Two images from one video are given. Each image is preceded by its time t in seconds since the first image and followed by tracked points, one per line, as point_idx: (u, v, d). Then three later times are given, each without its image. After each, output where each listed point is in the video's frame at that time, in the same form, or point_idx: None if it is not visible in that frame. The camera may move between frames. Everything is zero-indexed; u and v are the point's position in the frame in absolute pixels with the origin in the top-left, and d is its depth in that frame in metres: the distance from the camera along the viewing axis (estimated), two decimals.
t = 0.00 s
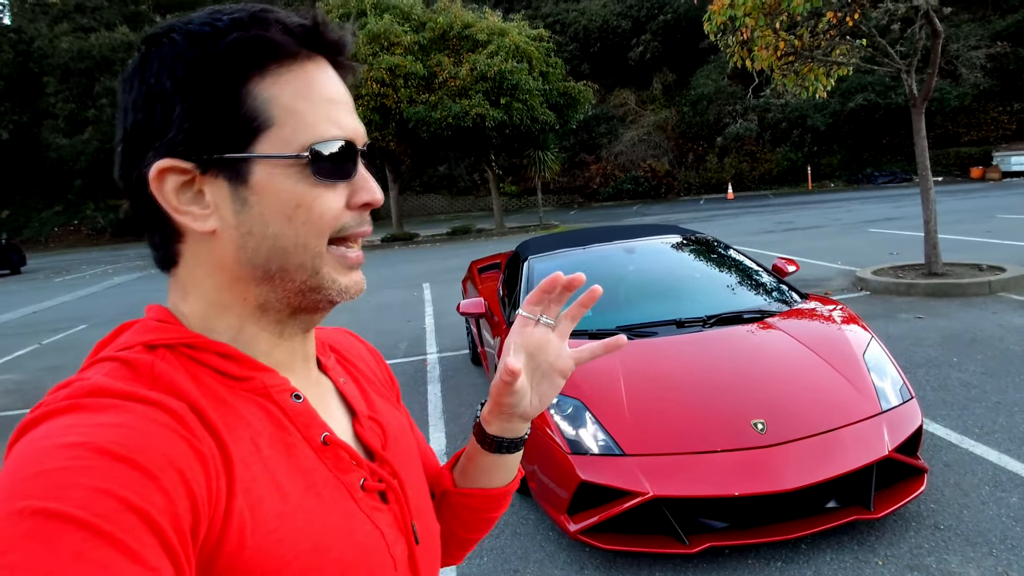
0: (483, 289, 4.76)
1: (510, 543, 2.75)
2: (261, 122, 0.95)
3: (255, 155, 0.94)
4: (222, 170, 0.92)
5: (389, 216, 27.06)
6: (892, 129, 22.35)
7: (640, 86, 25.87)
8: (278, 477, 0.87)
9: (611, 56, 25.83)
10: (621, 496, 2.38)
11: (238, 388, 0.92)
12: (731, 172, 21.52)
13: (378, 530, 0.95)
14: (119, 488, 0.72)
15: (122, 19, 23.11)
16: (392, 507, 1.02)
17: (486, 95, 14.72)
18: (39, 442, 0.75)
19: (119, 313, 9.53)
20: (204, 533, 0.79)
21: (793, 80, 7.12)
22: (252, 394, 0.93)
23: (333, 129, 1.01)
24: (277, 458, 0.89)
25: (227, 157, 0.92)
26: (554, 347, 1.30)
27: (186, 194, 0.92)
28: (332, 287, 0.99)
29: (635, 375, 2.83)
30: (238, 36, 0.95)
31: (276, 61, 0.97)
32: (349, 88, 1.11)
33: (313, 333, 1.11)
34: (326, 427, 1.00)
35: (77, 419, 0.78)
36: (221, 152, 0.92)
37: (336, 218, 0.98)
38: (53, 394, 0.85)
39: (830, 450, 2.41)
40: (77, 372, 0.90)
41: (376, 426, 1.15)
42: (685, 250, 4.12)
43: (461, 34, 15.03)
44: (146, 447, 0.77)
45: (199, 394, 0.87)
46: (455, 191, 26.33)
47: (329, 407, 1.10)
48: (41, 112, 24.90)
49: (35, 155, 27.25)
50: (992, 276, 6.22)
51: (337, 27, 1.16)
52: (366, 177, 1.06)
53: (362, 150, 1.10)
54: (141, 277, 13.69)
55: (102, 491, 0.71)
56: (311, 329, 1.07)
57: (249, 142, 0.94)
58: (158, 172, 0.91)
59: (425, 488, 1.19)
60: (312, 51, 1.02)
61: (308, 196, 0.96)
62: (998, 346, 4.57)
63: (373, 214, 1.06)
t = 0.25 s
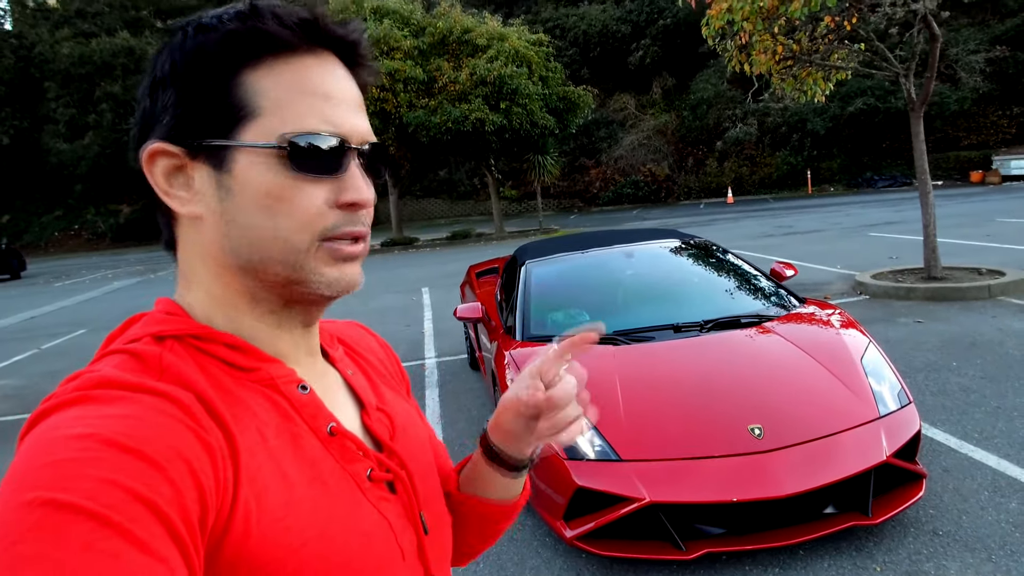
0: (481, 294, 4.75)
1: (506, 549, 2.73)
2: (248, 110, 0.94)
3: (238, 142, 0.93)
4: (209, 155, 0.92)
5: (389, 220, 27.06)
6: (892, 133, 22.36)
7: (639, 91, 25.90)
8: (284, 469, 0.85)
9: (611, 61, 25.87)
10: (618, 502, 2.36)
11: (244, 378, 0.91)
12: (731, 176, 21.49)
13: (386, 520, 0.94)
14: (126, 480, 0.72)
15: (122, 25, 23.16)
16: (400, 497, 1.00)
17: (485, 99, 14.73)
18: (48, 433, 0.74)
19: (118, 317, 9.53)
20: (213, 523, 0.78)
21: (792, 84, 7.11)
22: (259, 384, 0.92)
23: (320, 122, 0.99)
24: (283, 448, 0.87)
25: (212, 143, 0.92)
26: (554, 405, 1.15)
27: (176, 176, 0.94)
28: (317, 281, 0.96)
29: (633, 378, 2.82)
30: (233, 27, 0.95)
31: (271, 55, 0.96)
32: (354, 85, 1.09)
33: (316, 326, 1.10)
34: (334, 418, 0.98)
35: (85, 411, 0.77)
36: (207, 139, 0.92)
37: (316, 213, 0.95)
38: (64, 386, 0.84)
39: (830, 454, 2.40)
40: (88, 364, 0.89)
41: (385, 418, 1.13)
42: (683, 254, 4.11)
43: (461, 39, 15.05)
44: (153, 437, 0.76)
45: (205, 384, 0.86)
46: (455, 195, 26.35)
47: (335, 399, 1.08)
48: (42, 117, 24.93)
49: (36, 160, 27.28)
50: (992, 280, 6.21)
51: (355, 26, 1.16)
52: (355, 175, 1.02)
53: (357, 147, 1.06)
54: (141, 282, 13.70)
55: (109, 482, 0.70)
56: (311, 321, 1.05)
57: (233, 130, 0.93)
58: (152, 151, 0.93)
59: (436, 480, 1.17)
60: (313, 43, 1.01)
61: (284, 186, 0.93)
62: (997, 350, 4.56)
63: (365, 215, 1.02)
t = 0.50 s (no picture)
0: (479, 298, 4.74)
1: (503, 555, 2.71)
2: (234, 114, 1.01)
3: (226, 145, 0.99)
4: (201, 154, 1.01)
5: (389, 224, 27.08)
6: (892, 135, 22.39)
7: (639, 94, 25.93)
8: (288, 468, 0.89)
9: (611, 64, 25.91)
10: (615, 507, 2.35)
11: (248, 378, 0.95)
12: (731, 179, 21.56)
13: (387, 522, 0.97)
14: (137, 475, 0.74)
15: (123, 30, 23.19)
16: (401, 499, 1.03)
17: (485, 103, 14.74)
18: (60, 428, 0.77)
19: (118, 322, 9.53)
20: (222, 520, 0.81)
21: (791, 87, 7.11)
22: (262, 384, 0.96)
23: (303, 126, 1.03)
24: (286, 448, 0.91)
25: (208, 144, 1.00)
26: (446, 330, 1.15)
27: (183, 175, 1.03)
28: (286, 289, 0.98)
29: (632, 382, 2.82)
30: (236, 32, 1.02)
31: (270, 60, 1.01)
32: (363, 92, 1.13)
33: (318, 331, 1.13)
34: (336, 419, 1.02)
35: (95, 407, 0.80)
36: (205, 140, 1.01)
37: (288, 218, 0.98)
38: (76, 381, 0.87)
39: (830, 458, 2.39)
40: (98, 362, 0.92)
41: (386, 420, 1.15)
42: (682, 258, 4.10)
43: (460, 43, 15.06)
44: (164, 435, 0.79)
45: (213, 383, 0.90)
46: (455, 199, 26.36)
47: (337, 401, 1.11)
48: (43, 123, 24.98)
49: (37, 165, 27.33)
50: (992, 283, 6.19)
51: (372, 36, 1.17)
52: (338, 182, 1.05)
53: (346, 154, 1.09)
54: (141, 287, 13.70)
55: (120, 476, 0.73)
56: (306, 328, 1.08)
57: (223, 133, 1.00)
58: (163, 151, 1.03)
59: (440, 486, 1.19)
60: (320, 48, 1.05)
61: (259, 190, 0.98)
62: (997, 353, 4.54)
63: (348, 226, 1.03)
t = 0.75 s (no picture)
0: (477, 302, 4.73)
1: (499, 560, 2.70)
2: (255, 126, 1.02)
3: (245, 157, 1.00)
4: (219, 164, 1.02)
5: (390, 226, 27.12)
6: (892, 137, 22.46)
7: (639, 97, 25.94)
8: (285, 478, 0.89)
9: (611, 67, 25.92)
10: (612, 513, 2.33)
11: (249, 389, 0.95)
12: (731, 182, 21.59)
13: (384, 534, 0.97)
14: (136, 482, 0.75)
15: (124, 33, 23.21)
16: (398, 511, 1.04)
17: (485, 106, 14.75)
18: (61, 435, 0.77)
19: (117, 325, 9.53)
20: (218, 530, 0.82)
21: (790, 90, 7.11)
22: (262, 395, 0.96)
23: (323, 141, 1.05)
24: (284, 458, 0.91)
25: (226, 154, 1.01)
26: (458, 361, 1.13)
27: (199, 185, 1.04)
28: (296, 305, 0.98)
29: (630, 387, 2.80)
30: (263, 47, 1.04)
31: (293, 74, 1.03)
32: (383, 108, 1.14)
33: (323, 343, 1.13)
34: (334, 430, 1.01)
35: (96, 415, 0.80)
36: (223, 149, 1.01)
37: (304, 233, 0.98)
38: (76, 389, 0.87)
39: (829, 463, 2.38)
40: (99, 368, 0.92)
41: (384, 430, 1.15)
42: (680, 262, 4.09)
43: (460, 46, 15.06)
44: (162, 444, 0.79)
45: (214, 393, 0.90)
46: (455, 201, 26.37)
47: (338, 412, 1.11)
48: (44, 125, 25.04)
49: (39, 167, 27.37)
50: (992, 286, 6.18)
51: (392, 51, 1.19)
52: (354, 198, 1.05)
53: (364, 169, 1.10)
54: (141, 289, 13.70)
55: (121, 484, 0.74)
56: (311, 342, 1.08)
57: (241, 144, 1.01)
58: (180, 160, 1.04)
59: (436, 499, 1.18)
60: (343, 64, 1.07)
61: (276, 204, 0.98)
62: (997, 357, 4.53)
63: (363, 243, 1.03)
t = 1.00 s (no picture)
0: (475, 303, 4.72)
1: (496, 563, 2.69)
2: (263, 131, 1.01)
3: (251, 162, 0.99)
4: (225, 166, 1.01)
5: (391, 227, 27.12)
6: (893, 138, 22.44)
7: (640, 97, 25.92)
8: (281, 481, 0.89)
9: (612, 67, 25.92)
10: (610, 516, 2.32)
11: (246, 392, 0.94)
12: (732, 182, 21.56)
13: (379, 538, 0.97)
14: (130, 484, 0.74)
15: (125, 33, 23.22)
16: (394, 515, 1.03)
17: (485, 106, 14.74)
18: (54, 437, 0.76)
19: (117, 325, 9.53)
20: (212, 533, 0.80)
21: (790, 91, 7.10)
22: (259, 398, 0.95)
23: (330, 150, 1.03)
24: (281, 462, 0.90)
25: (233, 157, 1.00)
26: (475, 401, 1.10)
27: (205, 186, 1.04)
28: (294, 314, 0.97)
29: (629, 387, 2.79)
30: (277, 49, 1.02)
31: (304, 80, 1.01)
32: (396, 118, 1.13)
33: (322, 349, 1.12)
34: (330, 435, 1.01)
35: (91, 416, 0.79)
36: (230, 151, 1.01)
37: (304, 241, 0.97)
38: (70, 390, 0.86)
39: (830, 465, 2.36)
40: (93, 368, 0.91)
41: (381, 434, 1.15)
42: (680, 262, 4.07)
43: (461, 46, 15.05)
44: (157, 445, 0.78)
45: (211, 395, 0.89)
46: (456, 201, 26.36)
47: (334, 417, 1.10)
48: (45, 125, 25.09)
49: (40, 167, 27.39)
50: (993, 287, 6.16)
51: (409, 62, 1.17)
52: (358, 209, 1.04)
53: (371, 181, 1.09)
54: (141, 289, 13.70)
55: (115, 486, 0.72)
56: (309, 348, 1.07)
57: (249, 147, 1.00)
58: (187, 160, 1.03)
59: (429, 503, 1.18)
60: (357, 72, 1.06)
61: (278, 211, 0.97)
62: (997, 358, 4.51)
63: (365, 255, 1.03)
